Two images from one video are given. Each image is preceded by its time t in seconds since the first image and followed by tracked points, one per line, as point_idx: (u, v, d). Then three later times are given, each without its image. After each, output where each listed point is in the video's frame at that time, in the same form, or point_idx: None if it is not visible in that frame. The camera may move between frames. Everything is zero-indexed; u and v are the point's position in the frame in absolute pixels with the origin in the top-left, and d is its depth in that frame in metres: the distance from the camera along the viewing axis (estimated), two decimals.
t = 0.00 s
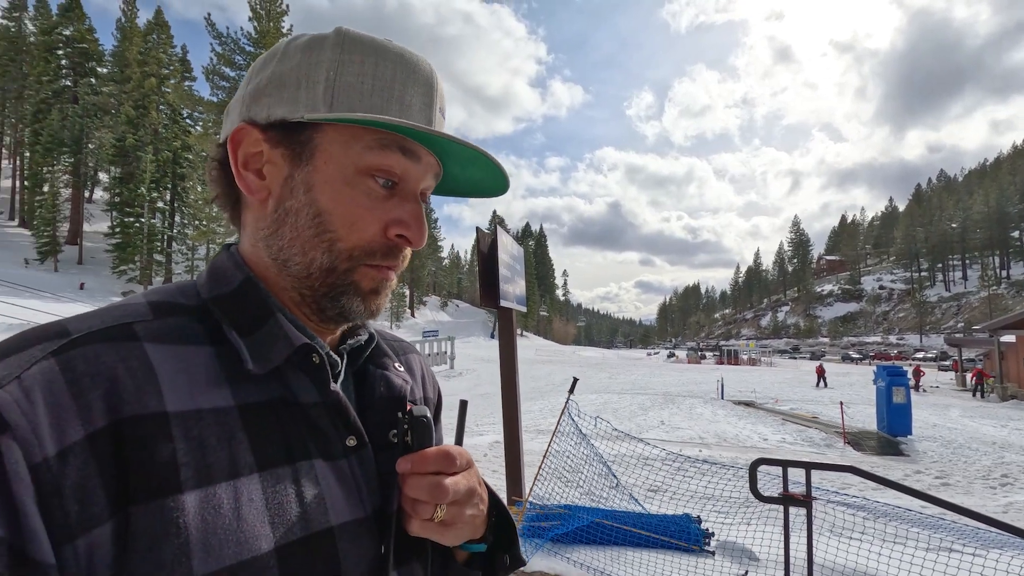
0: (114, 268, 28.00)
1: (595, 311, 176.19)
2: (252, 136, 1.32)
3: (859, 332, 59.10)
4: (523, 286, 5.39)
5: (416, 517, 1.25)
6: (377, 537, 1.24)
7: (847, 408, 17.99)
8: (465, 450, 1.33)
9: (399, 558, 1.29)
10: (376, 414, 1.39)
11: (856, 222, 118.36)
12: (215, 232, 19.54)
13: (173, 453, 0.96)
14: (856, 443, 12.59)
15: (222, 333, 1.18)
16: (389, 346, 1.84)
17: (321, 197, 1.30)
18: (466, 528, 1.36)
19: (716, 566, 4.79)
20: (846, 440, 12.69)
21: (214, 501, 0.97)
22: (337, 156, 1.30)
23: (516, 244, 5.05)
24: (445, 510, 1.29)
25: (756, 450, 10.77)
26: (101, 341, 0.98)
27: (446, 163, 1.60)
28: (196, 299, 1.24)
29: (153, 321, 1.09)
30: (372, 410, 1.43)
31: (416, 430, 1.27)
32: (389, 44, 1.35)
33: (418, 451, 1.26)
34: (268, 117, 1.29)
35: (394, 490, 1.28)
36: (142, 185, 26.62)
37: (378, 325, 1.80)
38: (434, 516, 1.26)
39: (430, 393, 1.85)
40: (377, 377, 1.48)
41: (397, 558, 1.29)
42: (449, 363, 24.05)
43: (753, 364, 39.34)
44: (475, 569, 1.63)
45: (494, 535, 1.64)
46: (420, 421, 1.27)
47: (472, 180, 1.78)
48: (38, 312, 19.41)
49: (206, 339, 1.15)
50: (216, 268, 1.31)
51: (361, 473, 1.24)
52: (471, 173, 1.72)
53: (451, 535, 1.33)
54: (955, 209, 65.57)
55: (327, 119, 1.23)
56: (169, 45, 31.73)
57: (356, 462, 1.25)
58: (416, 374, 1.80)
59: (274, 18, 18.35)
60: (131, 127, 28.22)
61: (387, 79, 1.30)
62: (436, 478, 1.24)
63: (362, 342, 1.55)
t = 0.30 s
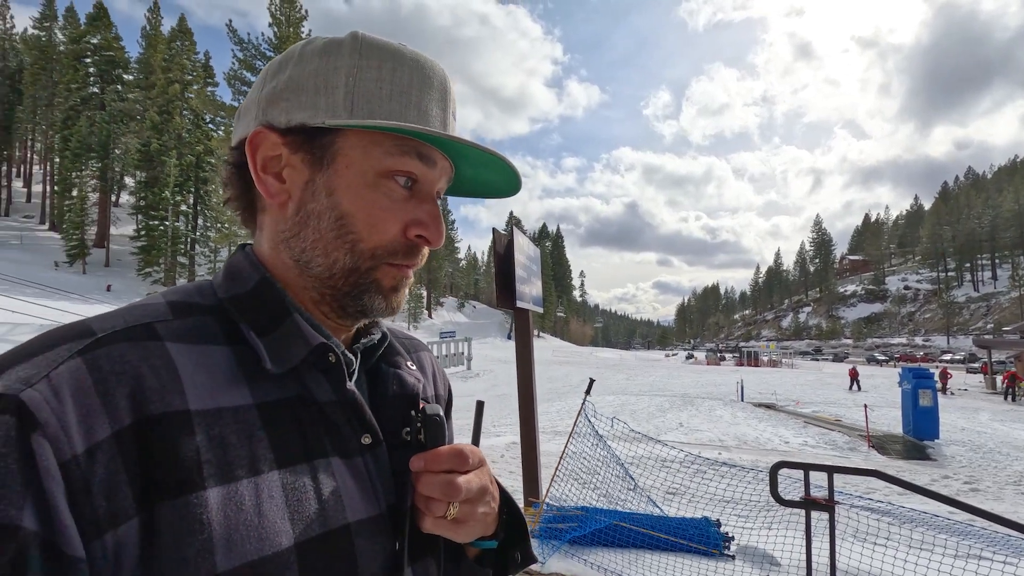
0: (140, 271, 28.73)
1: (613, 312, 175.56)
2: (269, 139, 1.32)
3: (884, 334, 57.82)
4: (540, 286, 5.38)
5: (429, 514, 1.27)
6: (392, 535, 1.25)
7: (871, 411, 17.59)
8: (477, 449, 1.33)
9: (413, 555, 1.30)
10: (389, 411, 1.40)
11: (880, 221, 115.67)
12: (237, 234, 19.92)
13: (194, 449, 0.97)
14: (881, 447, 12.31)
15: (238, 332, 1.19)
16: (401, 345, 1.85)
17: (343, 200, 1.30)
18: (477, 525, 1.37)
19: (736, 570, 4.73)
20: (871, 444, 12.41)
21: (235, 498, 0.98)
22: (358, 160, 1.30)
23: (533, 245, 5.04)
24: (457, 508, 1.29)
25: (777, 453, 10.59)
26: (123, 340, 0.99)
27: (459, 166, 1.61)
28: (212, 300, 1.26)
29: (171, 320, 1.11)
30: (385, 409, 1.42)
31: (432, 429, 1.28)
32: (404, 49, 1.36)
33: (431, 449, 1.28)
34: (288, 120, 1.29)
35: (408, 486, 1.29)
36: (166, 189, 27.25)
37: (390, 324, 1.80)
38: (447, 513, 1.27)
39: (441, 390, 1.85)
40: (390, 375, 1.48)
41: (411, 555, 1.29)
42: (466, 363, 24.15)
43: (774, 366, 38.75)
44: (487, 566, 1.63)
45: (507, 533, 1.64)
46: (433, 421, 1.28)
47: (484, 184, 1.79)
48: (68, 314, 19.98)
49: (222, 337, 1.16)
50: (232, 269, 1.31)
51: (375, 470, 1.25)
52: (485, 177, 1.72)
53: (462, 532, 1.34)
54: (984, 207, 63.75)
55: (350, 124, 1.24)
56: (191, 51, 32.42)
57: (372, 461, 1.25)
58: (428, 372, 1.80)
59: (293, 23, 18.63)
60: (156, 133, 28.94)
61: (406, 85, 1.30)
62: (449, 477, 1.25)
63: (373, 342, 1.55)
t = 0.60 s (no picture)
0: (158, 271, 29.26)
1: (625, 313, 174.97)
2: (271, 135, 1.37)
3: (903, 334, 56.88)
4: (552, 287, 5.37)
5: (439, 517, 1.26)
6: (403, 538, 1.24)
7: (889, 412, 17.30)
8: (489, 450, 1.33)
9: (424, 557, 1.29)
10: (399, 411, 1.40)
11: (898, 219, 113.71)
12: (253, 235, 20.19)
13: (205, 449, 0.97)
14: (899, 449, 12.10)
15: (251, 332, 1.20)
16: (414, 345, 1.85)
17: (332, 191, 1.31)
18: (488, 528, 1.37)
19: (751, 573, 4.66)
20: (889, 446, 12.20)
21: (247, 496, 0.99)
22: (347, 149, 1.31)
23: (545, 245, 5.03)
24: (469, 511, 1.29)
25: (793, 455, 10.46)
26: (137, 338, 1.00)
27: (466, 162, 1.60)
28: (223, 297, 1.27)
29: (185, 319, 1.12)
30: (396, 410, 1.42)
31: (441, 431, 1.27)
32: (407, 40, 1.36)
33: (441, 451, 1.26)
34: (286, 115, 1.33)
35: (418, 487, 1.29)
36: (184, 191, 27.74)
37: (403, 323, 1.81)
38: (458, 516, 1.27)
39: (453, 390, 1.84)
40: (402, 374, 1.48)
41: (422, 557, 1.28)
42: (478, 364, 24.22)
43: (790, 367, 38.31)
44: (499, 568, 1.62)
45: (519, 536, 1.63)
46: (442, 422, 1.28)
47: (496, 179, 1.77)
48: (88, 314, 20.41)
49: (235, 337, 1.17)
50: (239, 263, 1.34)
51: (386, 470, 1.25)
52: (495, 173, 1.70)
53: (473, 535, 1.33)
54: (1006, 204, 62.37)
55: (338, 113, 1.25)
56: (208, 55, 32.92)
57: (383, 461, 1.26)
58: (440, 372, 1.80)
59: (307, 26, 18.81)
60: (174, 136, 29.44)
61: (400, 75, 1.30)
62: (460, 479, 1.25)
63: (384, 342, 1.55)
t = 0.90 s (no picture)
0: (172, 271, 29.65)
1: (634, 312, 174.64)
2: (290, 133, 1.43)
3: (917, 334, 56.19)
4: (562, 286, 5.36)
5: (451, 520, 1.26)
6: (414, 540, 1.25)
7: (903, 413, 17.09)
8: (501, 455, 1.32)
9: (437, 558, 1.30)
10: (416, 414, 1.40)
11: (912, 217, 112.20)
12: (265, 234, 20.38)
13: (223, 449, 0.98)
14: (914, 450, 11.95)
15: (270, 333, 1.21)
16: (431, 344, 1.85)
17: (335, 188, 1.33)
18: (501, 532, 1.36)
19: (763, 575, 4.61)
20: (903, 447, 12.05)
21: (265, 495, 0.99)
22: (350, 146, 1.33)
23: (555, 245, 5.02)
24: (480, 515, 1.29)
25: (806, 456, 10.35)
26: (156, 336, 1.02)
27: (483, 164, 1.58)
28: (240, 296, 1.28)
29: (203, 317, 1.12)
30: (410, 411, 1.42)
31: (455, 435, 1.27)
32: (427, 38, 1.35)
33: (454, 456, 1.26)
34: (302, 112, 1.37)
35: (430, 490, 1.28)
36: (196, 192, 28.12)
37: (421, 323, 1.81)
38: (470, 521, 1.26)
39: (469, 391, 1.84)
40: (418, 376, 1.49)
41: (432, 558, 1.28)
42: (488, 363, 24.28)
43: (801, 367, 37.99)
44: (509, 569, 1.62)
45: (531, 540, 1.62)
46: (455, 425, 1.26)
47: (518, 181, 1.74)
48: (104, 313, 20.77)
49: (254, 337, 1.18)
50: (258, 259, 1.37)
51: (399, 471, 1.25)
52: (514, 173, 1.67)
53: (487, 537, 1.33)
54: None
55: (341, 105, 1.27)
56: (220, 57, 33.25)
57: (396, 462, 1.26)
58: (455, 372, 1.80)
59: (318, 27, 18.93)
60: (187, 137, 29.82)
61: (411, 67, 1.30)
62: (472, 483, 1.24)
63: (402, 342, 1.55)
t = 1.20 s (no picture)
0: (183, 272, 29.95)
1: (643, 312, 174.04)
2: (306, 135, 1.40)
3: (930, 334, 55.44)
4: (570, 286, 5.34)
5: (462, 522, 1.26)
6: (426, 540, 1.25)
7: (916, 414, 16.87)
8: (513, 456, 1.32)
9: (447, 559, 1.30)
10: (427, 415, 1.40)
11: (924, 215, 110.96)
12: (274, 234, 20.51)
13: (239, 447, 0.99)
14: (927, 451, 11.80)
15: (285, 333, 1.21)
16: (439, 346, 1.85)
17: (365, 194, 1.32)
18: (510, 534, 1.36)
19: None
20: (916, 448, 11.89)
21: (278, 494, 1.00)
22: (379, 151, 1.32)
23: (563, 244, 5.02)
24: (491, 517, 1.28)
25: (817, 457, 10.25)
26: (173, 336, 1.02)
27: (501, 163, 1.59)
28: (256, 296, 1.28)
29: (218, 318, 1.13)
30: (421, 414, 1.42)
31: (467, 436, 1.27)
32: (447, 36, 1.36)
33: (466, 457, 1.26)
34: (323, 115, 1.34)
35: (442, 491, 1.28)
36: (207, 193, 28.40)
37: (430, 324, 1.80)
38: (481, 522, 1.26)
39: (479, 391, 1.84)
40: (429, 377, 1.48)
41: (444, 558, 1.28)
42: (497, 363, 24.31)
43: (812, 367, 37.65)
44: (519, 571, 1.61)
45: (539, 541, 1.62)
46: (467, 426, 1.27)
47: (530, 179, 1.76)
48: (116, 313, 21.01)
49: (269, 336, 1.18)
50: (274, 262, 1.35)
51: (411, 471, 1.26)
52: (529, 173, 1.69)
53: (497, 540, 1.33)
54: None
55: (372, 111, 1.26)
56: (230, 59, 33.50)
57: (408, 463, 1.26)
58: (466, 373, 1.80)
59: (326, 28, 19.02)
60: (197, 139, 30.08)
61: (436, 70, 1.30)
62: (482, 485, 1.24)
63: (414, 343, 1.54)
